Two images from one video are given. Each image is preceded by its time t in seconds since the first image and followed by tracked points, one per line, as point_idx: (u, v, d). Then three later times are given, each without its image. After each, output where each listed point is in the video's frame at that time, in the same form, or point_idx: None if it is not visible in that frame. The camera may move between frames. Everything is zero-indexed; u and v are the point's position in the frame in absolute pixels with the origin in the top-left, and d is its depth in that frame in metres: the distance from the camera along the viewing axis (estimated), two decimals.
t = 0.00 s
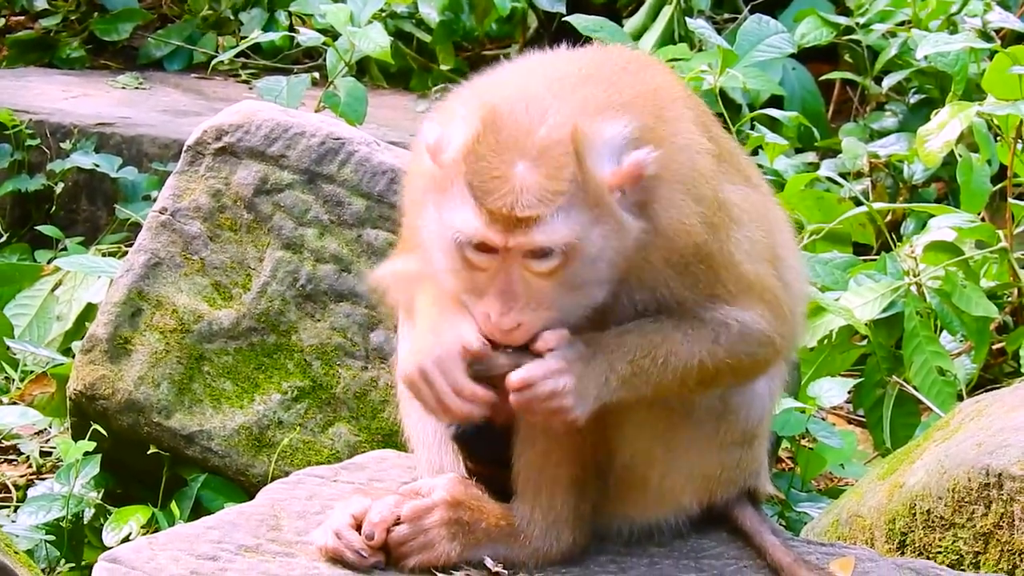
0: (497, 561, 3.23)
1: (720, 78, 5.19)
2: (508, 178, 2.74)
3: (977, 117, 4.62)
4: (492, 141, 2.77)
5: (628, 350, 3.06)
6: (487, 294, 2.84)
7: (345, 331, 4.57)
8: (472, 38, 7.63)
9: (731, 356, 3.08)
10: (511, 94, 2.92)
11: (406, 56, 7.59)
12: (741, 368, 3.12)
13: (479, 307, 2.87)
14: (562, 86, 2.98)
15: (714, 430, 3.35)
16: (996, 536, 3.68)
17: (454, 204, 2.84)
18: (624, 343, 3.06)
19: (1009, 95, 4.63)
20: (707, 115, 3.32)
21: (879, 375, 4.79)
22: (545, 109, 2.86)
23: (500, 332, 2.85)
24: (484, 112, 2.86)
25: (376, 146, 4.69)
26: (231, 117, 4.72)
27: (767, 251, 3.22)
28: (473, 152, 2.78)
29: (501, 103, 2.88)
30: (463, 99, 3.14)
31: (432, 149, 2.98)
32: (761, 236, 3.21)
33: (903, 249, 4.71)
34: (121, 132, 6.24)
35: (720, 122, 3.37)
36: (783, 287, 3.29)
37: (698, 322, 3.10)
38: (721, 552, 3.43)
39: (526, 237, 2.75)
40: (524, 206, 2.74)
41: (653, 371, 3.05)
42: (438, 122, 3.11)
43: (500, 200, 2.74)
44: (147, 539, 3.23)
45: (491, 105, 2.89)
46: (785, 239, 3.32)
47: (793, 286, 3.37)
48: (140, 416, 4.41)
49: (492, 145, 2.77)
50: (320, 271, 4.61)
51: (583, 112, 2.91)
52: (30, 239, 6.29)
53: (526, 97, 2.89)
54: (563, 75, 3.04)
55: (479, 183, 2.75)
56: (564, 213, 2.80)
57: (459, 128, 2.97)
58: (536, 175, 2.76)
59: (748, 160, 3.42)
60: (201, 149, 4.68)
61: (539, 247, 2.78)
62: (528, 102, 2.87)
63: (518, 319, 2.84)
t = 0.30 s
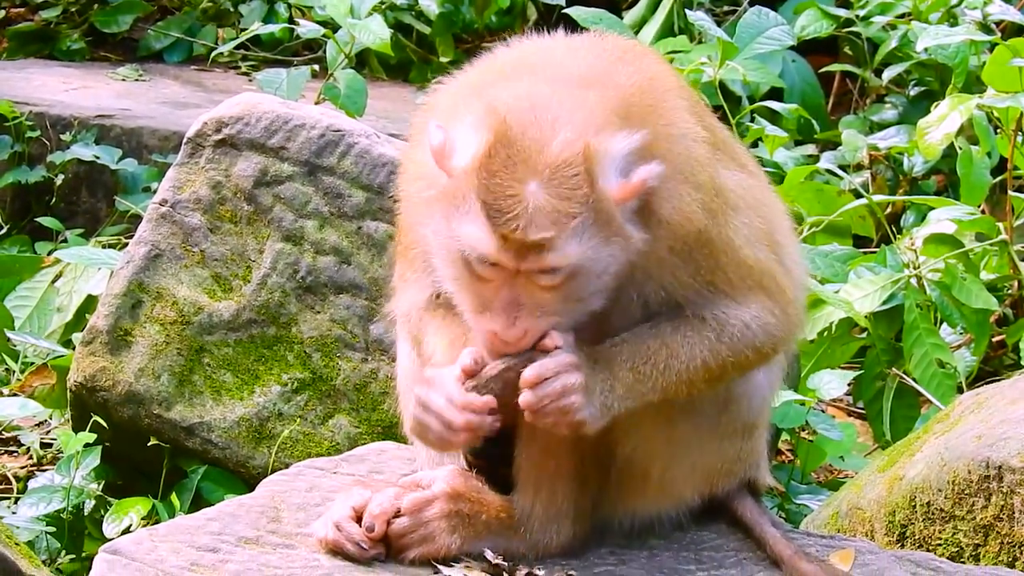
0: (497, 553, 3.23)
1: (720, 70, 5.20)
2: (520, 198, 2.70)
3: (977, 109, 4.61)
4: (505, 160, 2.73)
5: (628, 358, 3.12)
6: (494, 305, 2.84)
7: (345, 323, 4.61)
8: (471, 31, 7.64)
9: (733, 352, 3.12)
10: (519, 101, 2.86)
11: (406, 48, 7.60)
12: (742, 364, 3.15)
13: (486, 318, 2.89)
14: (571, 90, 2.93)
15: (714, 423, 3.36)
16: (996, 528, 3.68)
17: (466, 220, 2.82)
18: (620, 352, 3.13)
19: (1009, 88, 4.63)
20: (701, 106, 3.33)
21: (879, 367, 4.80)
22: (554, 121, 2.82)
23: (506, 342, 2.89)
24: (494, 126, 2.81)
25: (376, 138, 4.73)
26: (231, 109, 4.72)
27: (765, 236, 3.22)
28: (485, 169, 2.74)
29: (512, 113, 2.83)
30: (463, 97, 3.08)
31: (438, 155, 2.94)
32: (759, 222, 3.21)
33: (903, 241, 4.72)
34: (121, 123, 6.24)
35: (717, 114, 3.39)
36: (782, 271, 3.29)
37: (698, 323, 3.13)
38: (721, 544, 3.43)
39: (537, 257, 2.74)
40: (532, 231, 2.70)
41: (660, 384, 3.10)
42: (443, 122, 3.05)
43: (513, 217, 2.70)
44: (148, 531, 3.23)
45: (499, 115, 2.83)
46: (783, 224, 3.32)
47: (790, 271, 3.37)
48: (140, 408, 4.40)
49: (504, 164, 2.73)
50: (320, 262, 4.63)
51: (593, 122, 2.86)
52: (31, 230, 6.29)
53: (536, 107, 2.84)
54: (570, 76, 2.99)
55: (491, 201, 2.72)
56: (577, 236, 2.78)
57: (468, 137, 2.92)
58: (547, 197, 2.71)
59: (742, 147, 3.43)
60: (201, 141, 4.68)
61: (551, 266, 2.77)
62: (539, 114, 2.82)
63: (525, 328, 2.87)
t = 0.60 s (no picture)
0: (498, 547, 3.18)
1: (722, 64, 5.22)
2: (520, 197, 2.66)
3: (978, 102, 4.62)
4: (505, 154, 2.68)
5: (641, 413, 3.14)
6: (504, 308, 2.83)
7: (347, 316, 4.58)
8: (473, 24, 7.64)
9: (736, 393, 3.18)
10: (525, 91, 2.82)
11: (408, 42, 7.60)
12: (744, 400, 3.21)
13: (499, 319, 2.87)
14: (580, 81, 2.87)
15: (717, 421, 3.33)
16: (999, 521, 3.70)
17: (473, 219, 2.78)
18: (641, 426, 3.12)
19: (1010, 81, 4.64)
20: (714, 104, 3.33)
21: (881, 360, 4.82)
22: (559, 112, 2.77)
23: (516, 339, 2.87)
24: (496, 116, 2.75)
25: (378, 132, 4.71)
26: (234, 103, 4.74)
27: (762, 255, 3.21)
28: (485, 166, 2.69)
29: (517, 105, 2.77)
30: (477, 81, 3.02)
31: (446, 142, 2.85)
32: (757, 236, 3.20)
33: (905, 236, 4.74)
34: (123, 117, 6.24)
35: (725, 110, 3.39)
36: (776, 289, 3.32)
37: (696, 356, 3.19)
38: (723, 538, 3.43)
39: (539, 267, 2.70)
40: (530, 243, 2.67)
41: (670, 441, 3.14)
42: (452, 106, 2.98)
43: (515, 219, 2.67)
44: (150, 524, 3.23)
45: (503, 103, 2.78)
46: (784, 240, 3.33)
47: (787, 282, 3.38)
48: (142, 401, 4.41)
49: (504, 159, 2.68)
50: (322, 256, 4.63)
51: (599, 112, 2.80)
52: (32, 224, 6.29)
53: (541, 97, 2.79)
54: (580, 67, 2.93)
55: (490, 199, 2.68)
56: (578, 238, 2.73)
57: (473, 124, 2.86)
58: (549, 193, 2.67)
59: (753, 150, 3.42)
60: (203, 134, 4.70)
61: (555, 273, 2.73)
62: (545, 104, 2.77)
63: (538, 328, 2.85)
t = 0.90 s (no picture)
0: (502, 547, 3.22)
1: (725, 64, 5.21)
2: (533, 215, 2.64)
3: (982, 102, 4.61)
4: (516, 173, 2.65)
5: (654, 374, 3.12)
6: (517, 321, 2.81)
7: (350, 316, 4.59)
8: (476, 24, 7.64)
9: (748, 372, 3.16)
10: (530, 104, 2.79)
11: (410, 41, 7.61)
12: (754, 380, 3.20)
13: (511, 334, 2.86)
14: (584, 92, 2.85)
15: (722, 421, 3.33)
16: (1003, 522, 3.71)
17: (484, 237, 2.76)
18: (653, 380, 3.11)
19: (1014, 81, 4.61)
20: (717, 105, 3.34)
21: (884, 360, 4.80)
22: (566, 127, 2.73)
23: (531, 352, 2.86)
24: (504, 135, 2.72)
25: (381, 132, 4.71)
26: (237, 103, 4.74)
27: (775, 252, 3.21)
28: (496, 185, 2.66)
29: (525, 121, 2.74)
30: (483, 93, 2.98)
31: (455, 161, 2.85)
32: (769, 235, 3.20)
33: (908, 235, 4.72)
34: (126, 116, 6.25)
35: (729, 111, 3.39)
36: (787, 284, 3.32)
37: (708, 335, 3.16)
38: (726, 538, 3.42)
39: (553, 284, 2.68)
40: (544, 260, 2.65)
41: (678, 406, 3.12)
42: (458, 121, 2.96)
43: (528, 236, 2.64)
44: (153, 524, 3.22)
45: (509, 120, 2.75)
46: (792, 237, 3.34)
47: (796, 279, 3.39)
48: (145, 401, 4.41)
49: (515, 178, 2.65)
50: (326, 256, 4.63)
51: (606, 124, 2.77)
52: (35, 223, 6.29)
53: (547, 111, 2.76)
54: (584, 78, 2.91)
55: (503, 219, 2.65)
56: (591, 251, 2.72)
57: (480, 141, 2.83)
58: (563, 210, 2.64)
59: (758, 151, 3.42)
60: (207, 134, 4.70)
61: (568, 288, 2.71)
62: (552, 118, 2.74)
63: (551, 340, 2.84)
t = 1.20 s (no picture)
0: (511, 545, 3.22)
1: (735, 64, 5.22)
2: (544, 153, 2.81)
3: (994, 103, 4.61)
4: (525, 120, 2.84)
5: (660, 352, 3.07)
6: (524, 278, 2.87)
7: (359, 315, 4.59)
8: (486, 24, 7.65)
9: (756, 356, 3.10)
10: (539, 78, 3.01)
11: (421, 41, 7.62)
12: (762, 366, 3.14)
13: (517, 297, 2.90)
14: (586, 72, 3.05)
15: (727, 418, 3.33)
16: (1013, 521, 3.70)
17: (492, 183, 2.88)
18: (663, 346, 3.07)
19: None
20: (720, 103, 3.33)
21: (894, 360, 4.81)
22: (572, 90, 2.93)
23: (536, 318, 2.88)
24: (513, 95, 2.92)
25: (392, 131, 4.70)
26: (247, 102, 4.74)
27: (779, 244, 3.22)
28: (509, 131, 2.84)
29: (534, 86, 2.94)
30: (488, 86, 3.18)
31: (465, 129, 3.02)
32: (774, 230, 3.21)
33: (918, 235, 4.75)
34: (136, 116, 6.25)
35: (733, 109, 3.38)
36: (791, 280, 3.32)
37: (716, 318, 3.12)
38: (736, 537, 3.42)
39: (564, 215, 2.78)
40: (556, 188, 2.77)
41: (682, 378, 3.07)
42: (468, 101, 3.15)
43: (538, 172, 2.80)
44: (162, 522, 3.22)
45: (518, 87, 2.95)
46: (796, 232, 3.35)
47: (801, 277, 3.39)
48: (155, 400, 4.43)
49: (526, 124, 2.83)
50: (336, 255, 4.62)
51: (608, 92, 2.97)
52: (45, 223, 6.29)
53: (553, 81, 2.96)
54: (585, 63, 3.11)
55: (515, 159, 2.82)
56: (600, 190, 2.84)
57: (490, 110, 3.01)
58: (571, 150, 2.81)
59: (760, 147, 3.42)
60: (217, 133, 4.70)
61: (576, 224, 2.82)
62: (558, 84, 2.95)
63: (556, 304, 2.88)
